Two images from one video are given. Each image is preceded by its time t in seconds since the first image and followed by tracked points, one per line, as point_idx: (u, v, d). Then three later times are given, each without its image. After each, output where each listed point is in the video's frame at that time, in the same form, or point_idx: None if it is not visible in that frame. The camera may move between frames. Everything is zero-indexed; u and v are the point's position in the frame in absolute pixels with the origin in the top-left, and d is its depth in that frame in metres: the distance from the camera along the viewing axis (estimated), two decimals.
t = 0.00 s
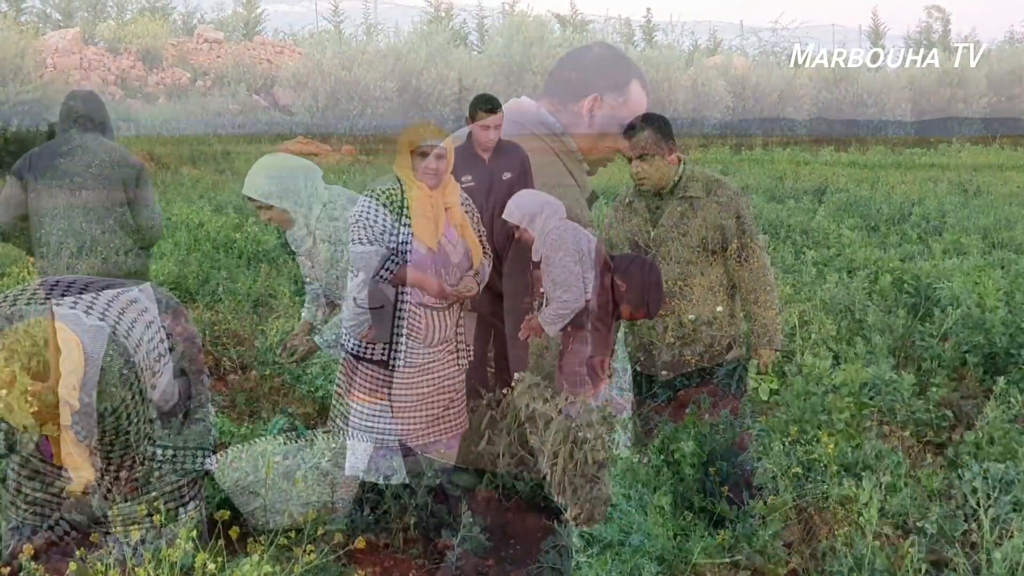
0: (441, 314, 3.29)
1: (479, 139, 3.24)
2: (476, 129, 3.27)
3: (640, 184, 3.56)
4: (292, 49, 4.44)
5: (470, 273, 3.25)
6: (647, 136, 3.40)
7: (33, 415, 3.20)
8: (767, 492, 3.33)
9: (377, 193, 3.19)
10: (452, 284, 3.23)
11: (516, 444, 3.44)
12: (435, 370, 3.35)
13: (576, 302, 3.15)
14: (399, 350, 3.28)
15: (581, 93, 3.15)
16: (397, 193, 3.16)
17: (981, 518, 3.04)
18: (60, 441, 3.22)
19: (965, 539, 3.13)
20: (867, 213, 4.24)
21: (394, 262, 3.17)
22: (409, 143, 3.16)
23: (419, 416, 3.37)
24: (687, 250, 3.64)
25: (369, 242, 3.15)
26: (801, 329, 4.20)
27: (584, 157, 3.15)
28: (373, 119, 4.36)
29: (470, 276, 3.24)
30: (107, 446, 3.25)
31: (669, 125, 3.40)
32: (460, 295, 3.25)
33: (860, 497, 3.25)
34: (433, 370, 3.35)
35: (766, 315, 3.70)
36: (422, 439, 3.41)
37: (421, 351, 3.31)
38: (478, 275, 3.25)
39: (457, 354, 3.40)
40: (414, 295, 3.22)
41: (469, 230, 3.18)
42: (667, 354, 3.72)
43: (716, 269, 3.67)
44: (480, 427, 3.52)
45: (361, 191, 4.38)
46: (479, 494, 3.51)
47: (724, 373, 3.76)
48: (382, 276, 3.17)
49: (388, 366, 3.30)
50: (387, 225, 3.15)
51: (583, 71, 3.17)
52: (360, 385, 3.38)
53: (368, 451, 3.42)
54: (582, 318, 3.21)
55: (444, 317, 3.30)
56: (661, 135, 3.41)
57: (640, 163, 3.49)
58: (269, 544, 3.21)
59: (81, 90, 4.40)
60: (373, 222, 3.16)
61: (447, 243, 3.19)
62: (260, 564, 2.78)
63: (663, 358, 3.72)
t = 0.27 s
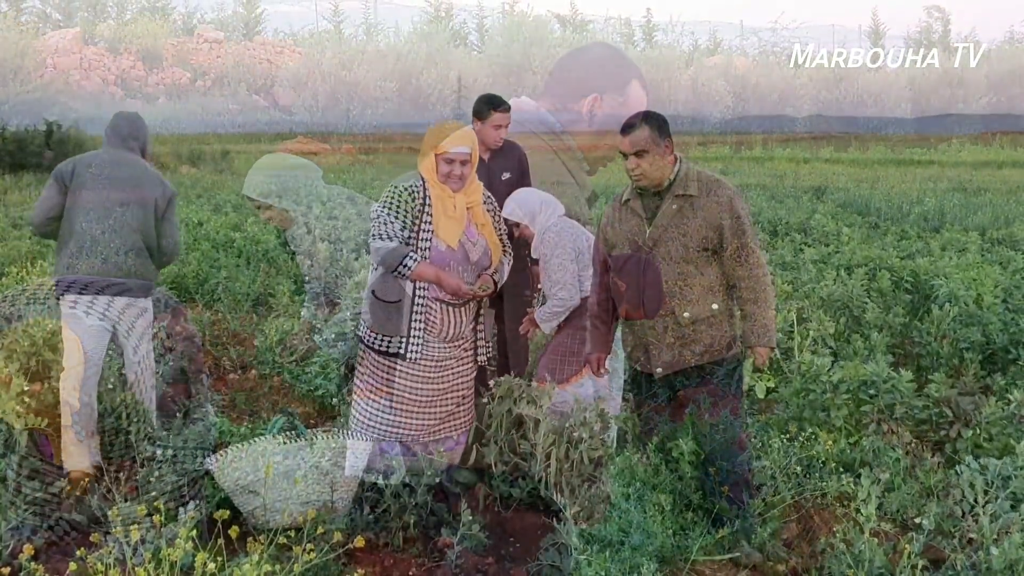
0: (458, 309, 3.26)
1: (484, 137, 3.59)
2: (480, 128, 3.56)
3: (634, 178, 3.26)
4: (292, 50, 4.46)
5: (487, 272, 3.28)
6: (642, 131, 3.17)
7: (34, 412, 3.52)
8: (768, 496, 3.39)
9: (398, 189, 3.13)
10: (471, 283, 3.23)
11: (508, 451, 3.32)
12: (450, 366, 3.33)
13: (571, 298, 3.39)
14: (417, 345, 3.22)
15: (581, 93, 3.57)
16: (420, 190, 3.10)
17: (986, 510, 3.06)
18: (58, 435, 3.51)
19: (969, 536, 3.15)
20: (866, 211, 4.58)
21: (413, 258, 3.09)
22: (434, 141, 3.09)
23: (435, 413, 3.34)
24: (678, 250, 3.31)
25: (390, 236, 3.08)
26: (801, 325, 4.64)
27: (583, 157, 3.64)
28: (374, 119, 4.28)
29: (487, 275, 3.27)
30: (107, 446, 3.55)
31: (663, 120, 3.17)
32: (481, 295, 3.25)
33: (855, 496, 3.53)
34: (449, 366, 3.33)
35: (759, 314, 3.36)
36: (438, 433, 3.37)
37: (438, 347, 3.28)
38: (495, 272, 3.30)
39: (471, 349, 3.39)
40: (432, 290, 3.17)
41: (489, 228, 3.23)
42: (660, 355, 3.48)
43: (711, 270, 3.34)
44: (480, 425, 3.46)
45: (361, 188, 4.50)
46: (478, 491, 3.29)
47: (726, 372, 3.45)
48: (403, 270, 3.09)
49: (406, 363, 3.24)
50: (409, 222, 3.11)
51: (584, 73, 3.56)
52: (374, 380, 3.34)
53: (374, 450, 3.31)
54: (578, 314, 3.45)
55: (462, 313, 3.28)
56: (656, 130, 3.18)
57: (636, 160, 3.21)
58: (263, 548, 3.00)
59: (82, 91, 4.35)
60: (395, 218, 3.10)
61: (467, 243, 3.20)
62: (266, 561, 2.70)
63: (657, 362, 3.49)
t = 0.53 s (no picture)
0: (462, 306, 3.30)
1: (494, 135, 4.06)
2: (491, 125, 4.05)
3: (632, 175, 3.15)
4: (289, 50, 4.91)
5: (492, 272, 3.33)
6: (641, 128, 3.05)
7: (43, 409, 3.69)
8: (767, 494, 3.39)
9: (404, 187, 3.18)
10: (474, 282, 3.28)
11: (506, 453, 3.45)
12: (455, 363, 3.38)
13: (570, 297, 3.42)
14: (422, 342, 3.26)
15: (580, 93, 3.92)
16: (425, 189, 3.17)
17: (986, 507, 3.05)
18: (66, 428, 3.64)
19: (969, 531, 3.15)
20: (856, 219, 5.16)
21: (415, 257, 3.10)
22: (444, 139, 3.11)
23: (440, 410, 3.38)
24: (676, 247, 3.15)
25: (396, 235, 3.11)
26: (801, 325, 4.71)
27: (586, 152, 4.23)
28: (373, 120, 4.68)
29: (491, 275, 3.31)
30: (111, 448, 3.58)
31: (661, 114, 3.06)
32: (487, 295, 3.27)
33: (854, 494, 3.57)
34: (452, 364, 3.37)
35: (757, 312, 3.12)
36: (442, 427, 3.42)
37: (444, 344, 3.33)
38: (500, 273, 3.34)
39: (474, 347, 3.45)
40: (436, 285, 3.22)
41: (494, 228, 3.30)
42: (659, 353, 3.26)
43: (710, 269, 3.18)
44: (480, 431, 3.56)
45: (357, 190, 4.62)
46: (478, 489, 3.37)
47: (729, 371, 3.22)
48: (406, 268, 3.08)
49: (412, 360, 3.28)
50: (414, 220, 3.17)
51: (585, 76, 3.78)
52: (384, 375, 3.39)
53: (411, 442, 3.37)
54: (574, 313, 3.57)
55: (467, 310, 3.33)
56: (656, 127, 3.06)
57: (634, 155, 3.08)
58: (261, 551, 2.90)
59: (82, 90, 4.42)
60: (401, 216, 3.15)
61: (472, 242, 3.25)
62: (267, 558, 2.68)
63: (655, 359, 3.27)
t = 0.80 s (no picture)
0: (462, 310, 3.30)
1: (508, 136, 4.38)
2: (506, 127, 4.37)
3: (632, 173, 3.13)
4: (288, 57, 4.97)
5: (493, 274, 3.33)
6: (641, 126, 3.04)
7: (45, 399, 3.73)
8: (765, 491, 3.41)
9: (401, 193, 3.19)
10: (476, 285, 3.28)
11: (505, 452, 3.45)
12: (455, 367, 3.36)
13: (567, 293, 3.39)
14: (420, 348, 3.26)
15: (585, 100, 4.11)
16: (422, 195, 3.18)
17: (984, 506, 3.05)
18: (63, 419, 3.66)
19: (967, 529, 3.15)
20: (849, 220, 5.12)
21: (414, 263, 3.11)
22: (440, 142, 3.10)
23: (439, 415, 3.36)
24: (676, 246, 3.12)
25: (394, 241, 3.13)
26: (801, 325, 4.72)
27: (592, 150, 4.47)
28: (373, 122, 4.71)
29: (493, 278, 3.30)
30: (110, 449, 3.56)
31: (660, 112, 3.05)
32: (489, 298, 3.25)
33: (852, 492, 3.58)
34: (451, 367, 3.38)
35: (757, 310, 3.09)
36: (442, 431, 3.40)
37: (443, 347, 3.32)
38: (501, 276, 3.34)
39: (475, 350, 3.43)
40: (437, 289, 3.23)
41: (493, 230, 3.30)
42: (659, 351, 3.21)
43: (709, 268, 3.16)
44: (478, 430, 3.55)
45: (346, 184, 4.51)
46: (477, 489, 3.45)
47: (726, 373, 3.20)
48: (405, 275, 3.10)
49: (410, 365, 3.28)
50: (413, 225, 3.19)
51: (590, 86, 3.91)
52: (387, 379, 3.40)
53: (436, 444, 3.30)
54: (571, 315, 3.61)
55: (466, 314, 3.32)
56: (657, 125, 3.05)
57: (635, 153, 3.07)
58: (259, 553, 2.89)
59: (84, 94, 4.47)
60: (400, 222, 3.17)
61: (472, 246, 3.26)
62: (266, 558, 2.67)
63: (655, 357, 3.21)
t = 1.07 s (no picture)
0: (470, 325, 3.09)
1: (515, 139, 4.39)
2: (515, 132, 4.37)
3: (633, 172, 3.12)
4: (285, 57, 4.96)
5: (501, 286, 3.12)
6: (645, 124, 3.03)
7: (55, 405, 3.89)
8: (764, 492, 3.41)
9: (395, 214, 2.92)
10: (484, 301, 3.07)
11: (504, 453, 3.46)
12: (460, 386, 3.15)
13: (552, 296, 3.46)
14: (426, 373, 3.03)
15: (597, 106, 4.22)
16: (418, 213, 2.94)
17: (983, 505, 3.05)
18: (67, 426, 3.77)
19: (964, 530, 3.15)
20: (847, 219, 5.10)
21: (417, 287, 2.88)
22: (432, 154, 2.84)
23: (447, 435, 3.18)
24: (677, 245, 3.11)
25: (394, 267, 2.90)
26: (800, 325, 4.73)
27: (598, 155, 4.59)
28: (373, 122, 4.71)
29: (501, 289, 3.09)
30: (108, 450, 3.55)
31: (661, 112, 3.05)
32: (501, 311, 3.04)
33: (851, 492, 3.58)
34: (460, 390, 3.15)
35: (757, 310, 3.09)
36: (450, 452, 3.23)
37: (448, 367, 3.10)
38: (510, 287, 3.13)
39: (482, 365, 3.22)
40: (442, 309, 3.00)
41: (496, 238, 3.10)
42: (659, 350, 3.19)
43: (709, 268, 3.15)
44: (476, 430, 3.55)
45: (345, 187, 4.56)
46: (476, 489, 3.47)
47: (727, 373, 3.19)
48: (410, 300, 2.87)
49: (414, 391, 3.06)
50: (411, 246, 2.94)
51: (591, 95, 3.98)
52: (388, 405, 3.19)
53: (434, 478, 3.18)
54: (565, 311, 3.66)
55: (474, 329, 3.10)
56: (661, 124, 3.04)
57: (638, 152, 3.05)
58: (256, 553, 2.89)
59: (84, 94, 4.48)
60: (397, 244, 2.91)
61: (476, 260, 3.03)
62: (263, 558, 2.67)
63: (655, 356, 3.19)
